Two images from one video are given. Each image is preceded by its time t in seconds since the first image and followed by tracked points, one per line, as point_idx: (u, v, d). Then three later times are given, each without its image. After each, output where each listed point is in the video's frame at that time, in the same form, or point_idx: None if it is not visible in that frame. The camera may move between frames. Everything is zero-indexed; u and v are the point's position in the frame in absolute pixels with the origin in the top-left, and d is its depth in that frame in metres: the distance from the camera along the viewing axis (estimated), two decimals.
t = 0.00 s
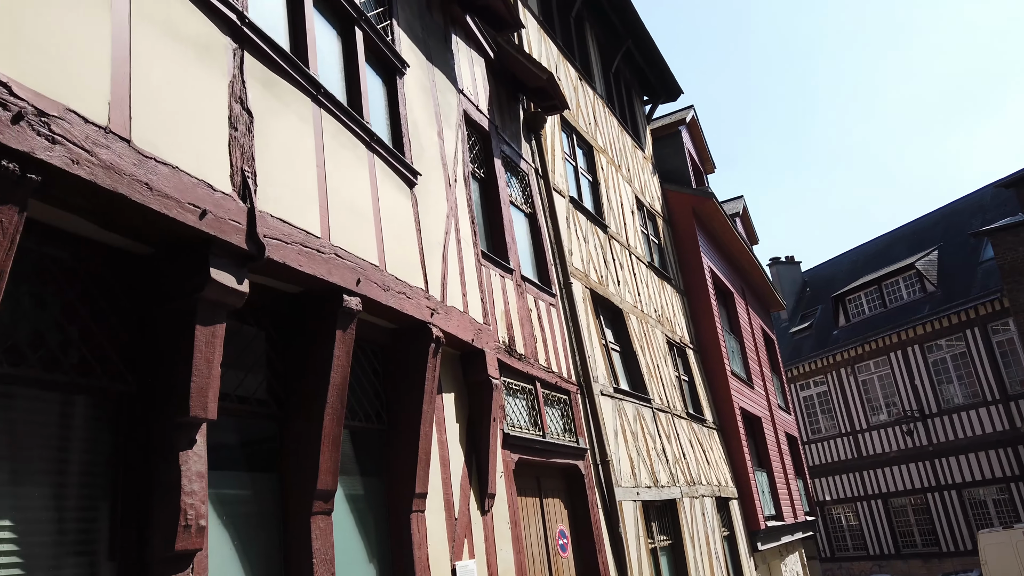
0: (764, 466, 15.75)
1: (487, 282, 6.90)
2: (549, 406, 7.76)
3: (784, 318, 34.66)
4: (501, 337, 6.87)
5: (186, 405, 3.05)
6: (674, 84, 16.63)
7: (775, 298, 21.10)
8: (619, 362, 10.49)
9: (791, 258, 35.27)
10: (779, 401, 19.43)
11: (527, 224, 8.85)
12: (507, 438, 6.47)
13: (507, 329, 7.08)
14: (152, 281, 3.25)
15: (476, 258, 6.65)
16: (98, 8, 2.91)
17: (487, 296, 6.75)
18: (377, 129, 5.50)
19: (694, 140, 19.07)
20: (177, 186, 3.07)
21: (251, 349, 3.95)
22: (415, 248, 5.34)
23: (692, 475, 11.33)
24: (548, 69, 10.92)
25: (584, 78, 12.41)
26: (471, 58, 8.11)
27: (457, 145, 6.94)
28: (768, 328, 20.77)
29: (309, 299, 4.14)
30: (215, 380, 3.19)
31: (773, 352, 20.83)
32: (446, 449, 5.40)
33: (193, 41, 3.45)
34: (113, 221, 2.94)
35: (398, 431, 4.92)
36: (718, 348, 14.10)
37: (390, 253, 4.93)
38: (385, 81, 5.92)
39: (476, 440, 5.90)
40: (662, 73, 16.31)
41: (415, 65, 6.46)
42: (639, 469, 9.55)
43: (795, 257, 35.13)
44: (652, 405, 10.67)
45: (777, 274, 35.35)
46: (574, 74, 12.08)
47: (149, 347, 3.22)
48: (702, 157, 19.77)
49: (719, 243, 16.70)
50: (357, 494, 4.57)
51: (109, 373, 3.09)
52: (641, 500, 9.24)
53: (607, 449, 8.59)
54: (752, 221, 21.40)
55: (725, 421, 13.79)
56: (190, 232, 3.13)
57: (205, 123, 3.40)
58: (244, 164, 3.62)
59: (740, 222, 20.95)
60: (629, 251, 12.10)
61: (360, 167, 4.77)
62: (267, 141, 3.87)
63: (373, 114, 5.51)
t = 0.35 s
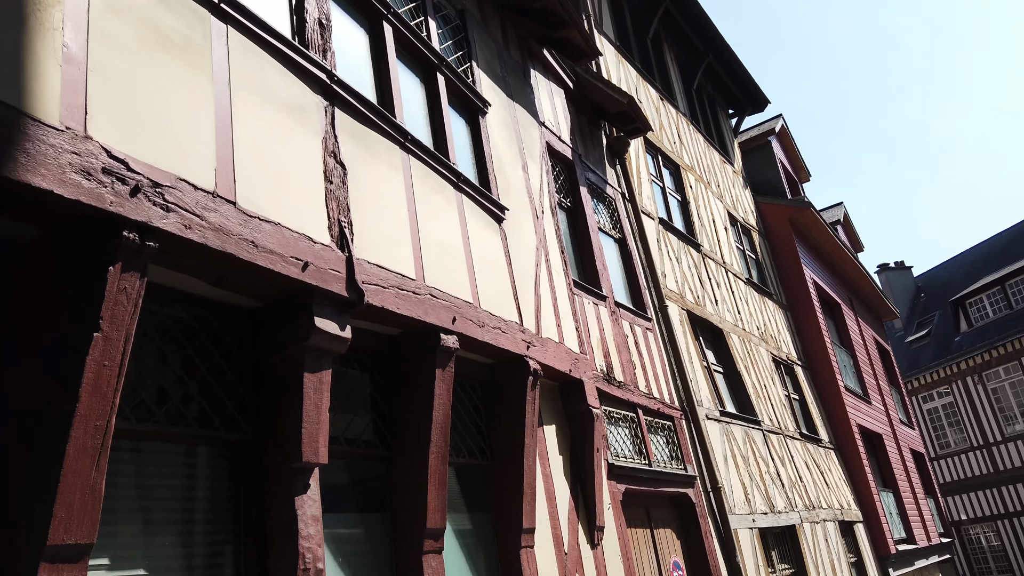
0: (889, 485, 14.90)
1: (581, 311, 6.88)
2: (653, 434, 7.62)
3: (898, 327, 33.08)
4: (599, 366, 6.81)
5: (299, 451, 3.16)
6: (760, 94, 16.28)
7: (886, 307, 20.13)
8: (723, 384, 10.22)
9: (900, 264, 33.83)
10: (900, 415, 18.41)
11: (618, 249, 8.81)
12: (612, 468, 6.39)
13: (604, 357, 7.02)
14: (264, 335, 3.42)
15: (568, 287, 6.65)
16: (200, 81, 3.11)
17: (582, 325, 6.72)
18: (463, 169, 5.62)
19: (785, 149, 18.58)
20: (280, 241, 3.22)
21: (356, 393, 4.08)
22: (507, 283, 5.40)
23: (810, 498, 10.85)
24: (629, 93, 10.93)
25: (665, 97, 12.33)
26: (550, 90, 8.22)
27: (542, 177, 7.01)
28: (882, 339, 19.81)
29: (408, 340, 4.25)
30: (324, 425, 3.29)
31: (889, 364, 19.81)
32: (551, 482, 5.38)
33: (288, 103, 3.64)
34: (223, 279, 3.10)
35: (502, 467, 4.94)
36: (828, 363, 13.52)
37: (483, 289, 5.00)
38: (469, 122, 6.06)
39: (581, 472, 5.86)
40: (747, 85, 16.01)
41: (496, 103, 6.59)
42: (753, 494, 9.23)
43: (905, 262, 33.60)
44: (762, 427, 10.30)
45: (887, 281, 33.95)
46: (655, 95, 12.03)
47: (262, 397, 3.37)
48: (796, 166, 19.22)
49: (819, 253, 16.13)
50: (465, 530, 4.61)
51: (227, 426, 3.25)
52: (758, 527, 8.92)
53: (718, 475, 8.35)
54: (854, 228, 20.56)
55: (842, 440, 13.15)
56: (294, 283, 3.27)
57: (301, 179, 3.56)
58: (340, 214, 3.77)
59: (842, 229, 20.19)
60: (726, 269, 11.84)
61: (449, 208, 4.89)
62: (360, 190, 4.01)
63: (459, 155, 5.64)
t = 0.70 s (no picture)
0: (1011, 515, 13.94)
1: (664, 345, 6.79)
2: (747, 469, 7.40)
3: (1009, 343, 31.20)
4: (686, 400, 6.67)
5: (388, 500, 3.21)
6: (838, 111, 15.89)
7: (993, 322, 19.07)
8: (820, 413, 9.85)
9: (1005, 276, 32.03)
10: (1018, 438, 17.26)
11: (698, 280, 8.68)
12: (707, 506, 6.22)
13: (691, 390, 6.88)
14: (350, 387, 3.52)
15: (649, 321, 6.59)
16: (283, 147, 3.28)
17: (665, 359, 6.63)
18: (537, 210, 5.69)
19: (870, 165, 18.02)
20: (362, 295, 3.33)
21: (442, 439, 4.14)
22: (586, 321, 5.40)
23: (924, 531, 10.26)
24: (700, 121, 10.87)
25: (738, 122, 12.20)
26: (619, 125, 8.26)
27: (616, 212, 7.02)
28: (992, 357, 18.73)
29: (491, 384, 4.29)
30: (412, 473, 3.34)
31: (1001, 383, 18.67)
32: (643, 523, 5.29)
33: (365, 161, 3.79)
34: (311, 334, 3.22)
35: (591, 508, 4.90)
36: (931, 386, 12.85)
37: (563, 329, 5.01)
38: (540, 163, 6.15)
39: (673, 511, 5.74)
40: (823, 104, 15.67)
41: (566, 143, 6.67)
42: (860, 529, 8.80)
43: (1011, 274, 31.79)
44: (865, 456, 9.85)
45: (992, 296, 32.17)
46: (728, 120, 11.93)
47: (351, 447, 3.47)
48: (882, 182, 18.59)
49: (915, 271, 15.50)
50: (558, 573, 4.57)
51: (319, 478, 3.35)
52: (868, 563, 8.48)
53: (820, 509, 8.00)
54: (951, 241, 19.64)
55: (954, 468, 12.42)
56: (377, 335, 3.37)
57: (380, 233, 3.68)
58: (419, 264, 3.87)
59: (938, 244, 19.34)
60: (814, 292, 11.49)
61: (524, 250, 4.95)
62: (437, 239, 4.11)
63: (531, 196, 5.72)
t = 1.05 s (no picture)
0: None
1: (747, 387, 6.63)
2: (846, 513, 7.08)
3: None
4: (775, 443, 6.47)
5: (475, 560, 3.21)
6: (914, 134, 15.47)
7: None
8: (922, 450, 9.37)
9: None
10: None
11: (779, 317, 8.48)
12: (806, 554, 5.97)
13: (779, 433, 6.67)
14: (431, 447, 3.57)
15: (730, 364, 6.47)
16: (357, 218, 3.42)
17: (749, 401, 6.46)
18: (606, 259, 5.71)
19: (954, 186, 17.38)
20: (438, 356, 3.40)
21: (525, 495, 4.13)
22: (664, 367, 5.34)
23: None
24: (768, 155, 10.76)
25: (808, 154, 12.03)
26: (685, 167, 8.26)
27: (687, 255, 6.98)
28: None
29: (571, 437, 4.28)
30: (497, 532, 3.34)
31: None
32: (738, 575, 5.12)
33: (434, 224, 3.90)
34: (391, 396, 3.30)
35: (683, 561, 4.77)
36: None
37: (640, 377, 4.97)
38: (606, 212, 6.19)
39: (770, 561, 5.54)
40: (897, 128, 15.27)
41: (632, 189, 6.71)
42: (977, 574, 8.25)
43: None
44: (976, 494, 9.28)
45: None
46: (797, 153, 11.77)
47: (435, 508, 3.50)
48: (969, 203, 17.88)
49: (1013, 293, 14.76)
50: None
51: (406, 540, 3.40)
52: None
53: (930, 554, 7.56)
54: None
55: None
56: (455, 394, 3.42)
57: (453, 294, 3.77)
58: (492, 321, 3.93)
59: None
60: (904, 322, 11.06)
61: (596, 300, 4.97)
62: (508, 295, 4.17)
63: (600, 245, 5.75)
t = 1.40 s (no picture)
0: None
1: (850, 424, 6.36)
2: (973, 553, 6.64)
3: None
4: (886, 481, 6.16)
5: None
6: (1006, 144, 14.80)
7: None
8: None
9: None
10: None
11: (878, 347, 8.14)
12: None
13: (890, 470, 6.34)
14: (525, 503, 3.57)
15: (829, 400, 6.24)
16: (438, 280, 3.51)
17: (854, 438, 6.19)
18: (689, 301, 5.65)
19: None
20: (526, 411, 3.42)
21: (625, 548, 4.06)
22: (759, 407, 5.20)
23: None
24: (850, 180, 10.49)
25: (893, 175, 11.65)
26: (763, 201, 8.14)
27: (773, 290, 6.83)
28: None
29: (667, 486, 4.20)
30: None
31: None
32: None
33: (514, 281, 3.97)
34: (484, 454, 3.32)
35: None
36: None
37: (735, 420, 4.84)
38: (685, 254, 6.14)
39: None
40: (987, 141, 14.64)
41: (710, 228, 6.65)
42: None
43: None
44: None
45: None
46: (881, 175, 11.42)
47: (533, 566, 3.48)
48: None
49: None
50: None
51: None
52: None
53: None
54: None
55: None
56: (545, 449, 3.42)
57: (537, 348, 3.80)
58: (577, 373, 3.94)
59: None
60: (1016, 343, 10.43)
61: (681, 343, 4.91)
62: (592, 345, 4.17)
63: (681, 288, 5.70)
